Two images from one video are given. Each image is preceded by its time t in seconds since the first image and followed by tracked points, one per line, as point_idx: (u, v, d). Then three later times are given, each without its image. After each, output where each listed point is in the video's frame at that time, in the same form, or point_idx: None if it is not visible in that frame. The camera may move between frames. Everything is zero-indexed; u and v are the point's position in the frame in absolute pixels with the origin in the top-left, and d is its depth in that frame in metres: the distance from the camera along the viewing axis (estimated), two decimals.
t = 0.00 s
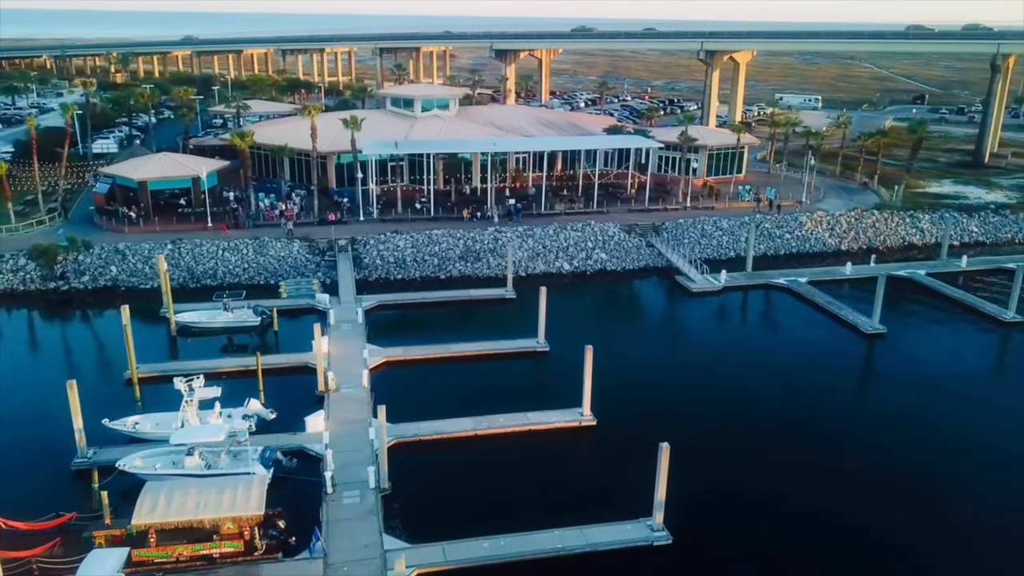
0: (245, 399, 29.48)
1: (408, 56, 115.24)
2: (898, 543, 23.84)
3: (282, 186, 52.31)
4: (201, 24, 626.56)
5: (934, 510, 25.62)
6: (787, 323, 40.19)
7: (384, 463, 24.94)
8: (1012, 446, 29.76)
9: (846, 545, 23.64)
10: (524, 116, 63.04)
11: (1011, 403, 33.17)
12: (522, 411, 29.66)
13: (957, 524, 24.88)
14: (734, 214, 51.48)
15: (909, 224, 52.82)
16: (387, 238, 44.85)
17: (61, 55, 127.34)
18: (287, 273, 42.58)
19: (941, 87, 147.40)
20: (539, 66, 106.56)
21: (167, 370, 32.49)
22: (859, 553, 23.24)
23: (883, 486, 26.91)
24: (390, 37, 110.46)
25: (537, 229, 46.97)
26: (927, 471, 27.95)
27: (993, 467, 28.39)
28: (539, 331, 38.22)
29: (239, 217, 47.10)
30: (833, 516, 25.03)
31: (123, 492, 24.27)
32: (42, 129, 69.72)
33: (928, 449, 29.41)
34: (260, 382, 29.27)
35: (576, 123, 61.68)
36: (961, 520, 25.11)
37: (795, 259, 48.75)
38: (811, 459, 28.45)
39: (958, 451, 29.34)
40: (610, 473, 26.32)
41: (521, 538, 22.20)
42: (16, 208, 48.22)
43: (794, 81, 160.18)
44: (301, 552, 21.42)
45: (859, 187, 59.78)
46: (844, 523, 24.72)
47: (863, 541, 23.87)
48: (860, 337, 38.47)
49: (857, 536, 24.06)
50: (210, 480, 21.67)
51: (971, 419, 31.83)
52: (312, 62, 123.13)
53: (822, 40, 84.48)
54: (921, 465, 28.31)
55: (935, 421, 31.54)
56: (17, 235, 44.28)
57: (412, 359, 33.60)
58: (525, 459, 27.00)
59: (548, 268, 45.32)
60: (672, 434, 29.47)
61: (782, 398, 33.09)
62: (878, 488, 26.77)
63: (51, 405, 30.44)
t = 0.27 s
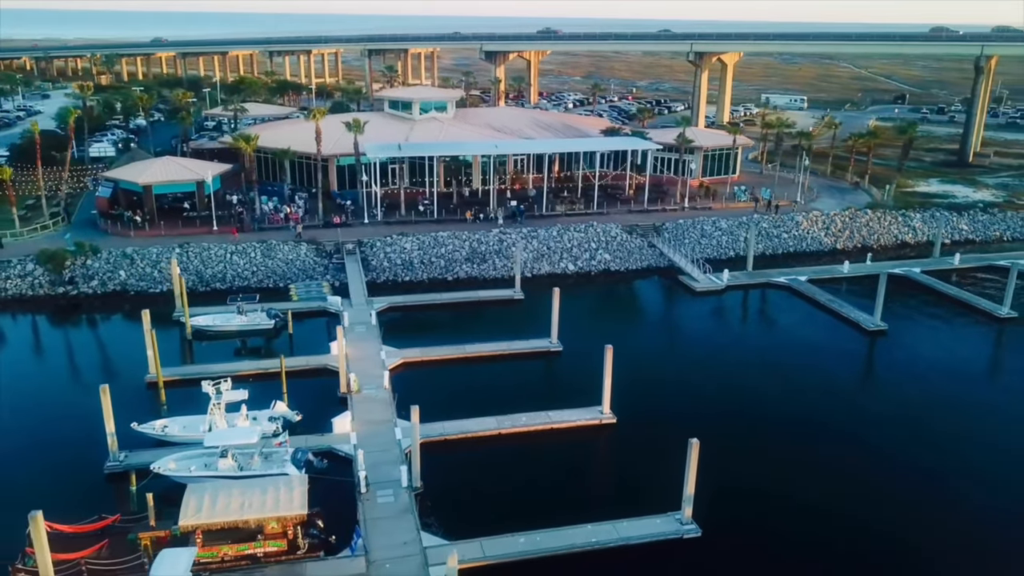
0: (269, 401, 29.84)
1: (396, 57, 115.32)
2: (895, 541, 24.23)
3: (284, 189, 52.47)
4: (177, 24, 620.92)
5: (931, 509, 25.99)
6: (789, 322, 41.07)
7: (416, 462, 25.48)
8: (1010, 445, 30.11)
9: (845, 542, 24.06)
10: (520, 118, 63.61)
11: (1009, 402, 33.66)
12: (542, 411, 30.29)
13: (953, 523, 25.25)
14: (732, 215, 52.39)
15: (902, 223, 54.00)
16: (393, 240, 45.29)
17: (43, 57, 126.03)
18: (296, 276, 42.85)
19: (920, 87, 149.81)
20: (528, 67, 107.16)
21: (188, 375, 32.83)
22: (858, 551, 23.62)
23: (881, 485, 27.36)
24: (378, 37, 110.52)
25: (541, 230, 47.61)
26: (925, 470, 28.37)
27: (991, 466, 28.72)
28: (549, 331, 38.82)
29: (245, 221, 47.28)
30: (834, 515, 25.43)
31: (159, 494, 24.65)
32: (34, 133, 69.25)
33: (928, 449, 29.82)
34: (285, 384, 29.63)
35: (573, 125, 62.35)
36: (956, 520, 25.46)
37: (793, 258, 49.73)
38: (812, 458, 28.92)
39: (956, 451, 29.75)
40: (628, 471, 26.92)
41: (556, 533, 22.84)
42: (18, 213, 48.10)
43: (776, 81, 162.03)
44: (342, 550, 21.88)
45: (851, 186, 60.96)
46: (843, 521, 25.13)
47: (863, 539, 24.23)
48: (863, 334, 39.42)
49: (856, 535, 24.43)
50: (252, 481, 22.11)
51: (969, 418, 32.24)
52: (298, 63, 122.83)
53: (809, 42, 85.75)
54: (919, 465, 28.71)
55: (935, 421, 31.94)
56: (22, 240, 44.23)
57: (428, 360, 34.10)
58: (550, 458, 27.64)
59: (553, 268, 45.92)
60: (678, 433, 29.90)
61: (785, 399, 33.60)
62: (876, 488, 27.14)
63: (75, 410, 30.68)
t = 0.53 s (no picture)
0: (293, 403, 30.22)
1: (384, 58, 115.43)
2: (895, 539, 24.62)
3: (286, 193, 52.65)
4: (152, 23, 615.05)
5: (929, 509, 26.37)
6: (790, 320, 41.92)
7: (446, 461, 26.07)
8: (1008, 446, 30.60)
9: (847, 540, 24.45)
10: (517, 120, 64.20)
11: (1006, 401, 34.28)
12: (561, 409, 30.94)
13: (951, 522, 25.66)
14: (729, 215, 53.32)
15: (894, 222, 55.17)
16: (400, 243, 45.74)
17: (24, 58, 124.72)
18: (305, 278, 43.17)
19: (899, 87, 152.12)
20: (516, 68, 107.77)
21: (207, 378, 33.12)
22: (860, 549, 23.99)
23: (881, 484, 27.77)
24: (367, 39, 110.65)
25: (544, 232, 48.28)
26: (925, 470, 28.81)
27: (989, 467, 29.17)
28: (559, 330, 39.45)
29: (250, 224, 47.49)
30: (836, 513, 25.84)
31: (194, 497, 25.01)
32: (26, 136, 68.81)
33: (927, 449, 30.26)
34: (308, 386, 30.02)
35: (569, 127, 63.02)
36: (954, 519, 25.88)
37: (790, 257, 50.73)
38: (814, 457, 29.32)
39: (954, 450, 30.23)
40: (644, 469, 27.47)
41: (588, 528, 23.52)
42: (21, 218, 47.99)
43: (758, 81, 163.80)
44: (381, 548, 22.37)
45: (842, 186, 62.14)
46: (846, 520, 25.53)
47: (865, 538, 24.60)
48: (864, 331, 40.49)
49: (858, 533, 24.81)
50: (291, 482, 22.58)
51: (968, 419, 32.73)
52: (285, 65, 122.54)
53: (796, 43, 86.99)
54: (918, 464, 29.17)
55: (934, 422, 32.39)
56: (28, 245, 44.21)
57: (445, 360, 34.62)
58: (573, 454, 28.28)
59: (558, 269, 46.56)
60: (685, 431, 30.32)
61: (787, 397, 34.12)
62: (876, 487, 27.53)
63: (98, 416, 30.91)
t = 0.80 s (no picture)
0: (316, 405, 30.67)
1: (372, 60, 115.51)
2: (897, 533, 25.19)
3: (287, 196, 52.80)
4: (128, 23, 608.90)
5: (931, 505, 27.00)
6: (791, 319, 42.86)
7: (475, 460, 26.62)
8: (1005, 444, 31.28)
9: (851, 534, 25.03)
10: (514, 122, 64.76)
11: (1003, 399, 35.07)
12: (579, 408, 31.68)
13: (950, 517, 26.25)
14: (727, 215, 54.25)
15: (887, 221, 56.33)
16: (406, 245, 46.17)
17: (7, 60, 123.46)
18: (313, 281, 43.52)
19: (879, 87, 154.29)
20: (506, 69, 108.28)
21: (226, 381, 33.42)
22: (864, 544, 24.54)
23: (883, 481, 28.37)
24: (355, 40, 110.70)
25: (548, 233, 48.92)
26: (925, 466, 29.47)
27: (988, 464, 29.79)
28: (568, 330, 40.13)
29: (255, 227, 47.70)
30: (841, 509, 26.41)
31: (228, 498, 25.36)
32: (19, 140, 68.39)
33: (927, 447, 30.88)
34: (330, 388, 30.44)
35: (566, 129, 63.69)
36: (956, 513, 26.54)
37: (788, 256, 51.73)
38: (819, 454, 29.94)
39: (954, 449, 30.88)
40: (661, 467, 28.09)
41: (619, 523, 24.18)
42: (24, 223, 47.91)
43: (741, 82, 165.46)
44: (418, 547, 22.83)
45: (834, 186, 63.28)
46: (850, 515, 26.11)
47: (871, 532, 25.25)
48: (864, 328, 41.59)
49: (862, 528, 25.37)
50: (328, 483, 23.03)
51: (967, 418, 33.38)
52: (273, 67, 122.24)
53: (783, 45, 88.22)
54: (919, 461, 29.81)
55: (934, 421, 33.05)
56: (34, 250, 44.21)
57: (460, 361, 35.23)
58: (595, 451, 28.99)
59: (563, 270, 47.25)
60: (694, 430, 30.90)
61: (791, 395, 34.90)
62: (878, 483, 28.22)
63: (120, 419, 31.15)
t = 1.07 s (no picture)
0: (337, 407, 31.14)
1: (361, 61, 115.46)
2: (905, 527, 25.93)
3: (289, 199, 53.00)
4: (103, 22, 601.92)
5: (935, 498, 27.85)
6: (793, 318, 43.83)
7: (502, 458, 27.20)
8: (1006, 440, 32.14)
9: (862, 528, 25.74)
10: (510, 124, 65.36)
11: (1000, 396, 36.03)
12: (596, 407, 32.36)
13: (956, 511, 27.02)
14: (724, 215, 55.19)
15: (879, 220, 57.54)
16: (412, 247, 46.62)
17: None
18: (322, 284, 43.87)
19: (860, 86, 156.36)
20: (494, 70, 108.75)
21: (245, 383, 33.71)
22: (875, 537, 25.25)
23: (890, 476, 29.12)
24: (343, 42, 110.69)
25: (551, 234, 49.58)
26: (929, 462, 30.27)
27: (990, 459, 30.61)
28: (576, 330, 40.81)
29: (261, 231, 47.92)
30: (851, 504, 27.11)
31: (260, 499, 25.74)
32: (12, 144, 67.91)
33: (931, 443, 31.69)
34: (352, 390, 30.87)
35: (562, 130, 64.36)
36: (960, 506, 27.41)
37: (784, 255, 52.76)
38: (827, 451, 30.70)
39: (956, 444, 31.74)
40: (679, 463, 28.79)
41: (646, 517, 24.90)
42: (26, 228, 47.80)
43: (724, 82, 167.05)
44: (453, 544, 23.33)
45: (825, 186, 64.44)
46: (860, 509, 26.82)
47: (880, 523, 26.07)
48: (864, 326, 42.67)
49: (872, 522, 26.08)
50: (364, 483, 23.52)
51: (967, 415, 34.27)
52: (260, 68, 121.80)
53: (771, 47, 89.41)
54: (924, 457, 30.62)
55: (936, 418, 33.90)
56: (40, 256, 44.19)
57: (475, 362, 35.85)
58: (615, 448, 29.67)
59: (567, 271, 47.94)
60: (706, 428, 31.56)
61: (796, 392, 35.79)
62: (884, 477, 29.06)
63: (142, 423, 31.39)
